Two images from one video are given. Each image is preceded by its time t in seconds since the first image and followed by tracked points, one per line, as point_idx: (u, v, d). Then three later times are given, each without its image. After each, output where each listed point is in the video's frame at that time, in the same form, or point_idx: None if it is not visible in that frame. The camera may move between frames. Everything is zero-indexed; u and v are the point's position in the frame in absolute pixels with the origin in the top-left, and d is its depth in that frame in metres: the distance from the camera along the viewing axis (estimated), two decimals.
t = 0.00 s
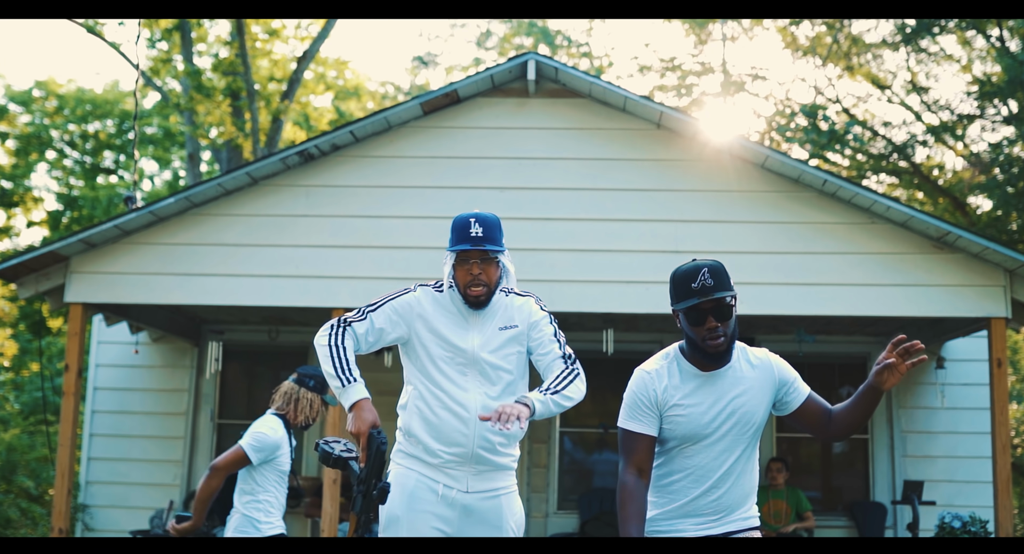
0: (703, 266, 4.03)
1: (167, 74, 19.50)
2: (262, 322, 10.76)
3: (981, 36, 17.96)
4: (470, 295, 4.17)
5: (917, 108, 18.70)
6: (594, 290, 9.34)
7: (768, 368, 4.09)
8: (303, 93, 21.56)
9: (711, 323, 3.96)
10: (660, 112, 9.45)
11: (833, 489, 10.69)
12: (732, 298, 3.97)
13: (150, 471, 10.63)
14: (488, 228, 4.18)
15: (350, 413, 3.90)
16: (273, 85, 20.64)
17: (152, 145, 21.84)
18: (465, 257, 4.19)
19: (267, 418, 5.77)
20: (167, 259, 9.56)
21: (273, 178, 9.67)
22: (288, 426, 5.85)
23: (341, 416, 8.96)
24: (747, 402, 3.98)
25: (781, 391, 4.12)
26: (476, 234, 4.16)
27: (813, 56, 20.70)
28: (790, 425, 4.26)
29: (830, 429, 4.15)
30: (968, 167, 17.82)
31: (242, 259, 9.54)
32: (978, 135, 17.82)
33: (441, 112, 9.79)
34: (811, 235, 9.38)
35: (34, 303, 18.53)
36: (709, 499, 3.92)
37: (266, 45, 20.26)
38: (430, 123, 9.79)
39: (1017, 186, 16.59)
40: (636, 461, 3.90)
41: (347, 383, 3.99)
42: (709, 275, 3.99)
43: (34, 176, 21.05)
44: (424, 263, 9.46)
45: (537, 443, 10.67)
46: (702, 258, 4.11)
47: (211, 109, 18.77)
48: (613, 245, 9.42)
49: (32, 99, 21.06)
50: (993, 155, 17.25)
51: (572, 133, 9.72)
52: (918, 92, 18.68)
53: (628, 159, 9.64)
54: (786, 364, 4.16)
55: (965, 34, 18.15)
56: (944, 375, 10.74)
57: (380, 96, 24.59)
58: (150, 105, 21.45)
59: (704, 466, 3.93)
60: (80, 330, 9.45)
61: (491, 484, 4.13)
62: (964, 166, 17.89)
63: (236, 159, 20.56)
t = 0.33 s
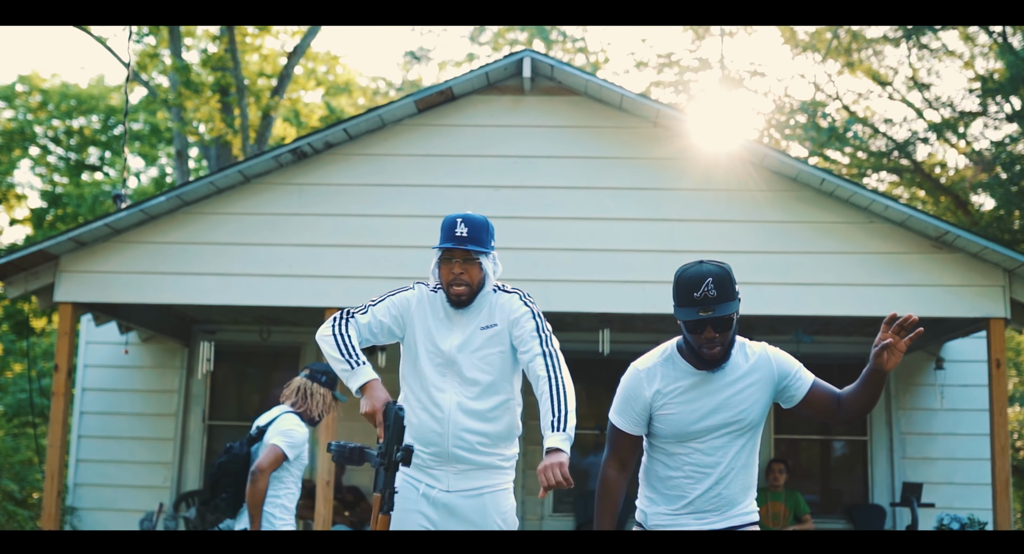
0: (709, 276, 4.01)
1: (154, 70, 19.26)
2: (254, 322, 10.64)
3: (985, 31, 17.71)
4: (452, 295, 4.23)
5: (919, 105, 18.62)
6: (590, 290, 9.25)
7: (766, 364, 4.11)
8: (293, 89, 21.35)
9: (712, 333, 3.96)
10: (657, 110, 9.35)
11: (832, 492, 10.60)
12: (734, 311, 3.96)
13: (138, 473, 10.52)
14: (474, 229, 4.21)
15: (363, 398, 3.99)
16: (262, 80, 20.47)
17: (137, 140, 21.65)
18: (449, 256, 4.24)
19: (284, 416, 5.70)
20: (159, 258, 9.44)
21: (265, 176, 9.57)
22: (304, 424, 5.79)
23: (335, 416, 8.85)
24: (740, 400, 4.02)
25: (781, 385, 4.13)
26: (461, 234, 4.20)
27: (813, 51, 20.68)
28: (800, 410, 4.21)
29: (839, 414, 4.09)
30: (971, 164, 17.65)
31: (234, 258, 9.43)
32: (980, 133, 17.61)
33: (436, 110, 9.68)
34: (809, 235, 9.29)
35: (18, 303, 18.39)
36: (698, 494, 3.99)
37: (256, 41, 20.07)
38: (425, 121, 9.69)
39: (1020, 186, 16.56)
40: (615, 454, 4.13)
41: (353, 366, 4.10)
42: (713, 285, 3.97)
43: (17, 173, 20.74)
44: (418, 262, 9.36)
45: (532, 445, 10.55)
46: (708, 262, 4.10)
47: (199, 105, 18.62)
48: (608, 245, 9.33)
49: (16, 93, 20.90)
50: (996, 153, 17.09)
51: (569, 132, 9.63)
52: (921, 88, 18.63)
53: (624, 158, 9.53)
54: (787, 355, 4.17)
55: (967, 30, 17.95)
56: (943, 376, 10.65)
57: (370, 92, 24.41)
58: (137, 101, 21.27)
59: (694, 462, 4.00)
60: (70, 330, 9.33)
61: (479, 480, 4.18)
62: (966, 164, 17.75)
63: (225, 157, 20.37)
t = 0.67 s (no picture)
0: (712, 279, 4.00)
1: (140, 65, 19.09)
2: (245, 322, 10.54)
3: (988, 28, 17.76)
4: (434, 295, 4.37)
5: (921, 102, 18.57)
6: (586, 289, 9.15)
7: (757, 361, 4.11)
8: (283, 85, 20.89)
9: (703, 335, 3.99)
10: (654, 108, 9.26)
11: (831, 494, 10.53)
12: (729, 319, 3.96)
13: (126, 476, 10.41)
14: (456, 232, 4.33)
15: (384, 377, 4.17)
16: (253, 76, 20.31)
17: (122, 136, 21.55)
18: (432, 257, 4.37)
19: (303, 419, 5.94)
20: (150, 256, 9.33)
21: (257, 173, 9.46)
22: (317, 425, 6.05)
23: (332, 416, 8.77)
24: (721, 392, 4.05)
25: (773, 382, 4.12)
26: (442, 237, 4.33)
27: (813, 47, 20.55)
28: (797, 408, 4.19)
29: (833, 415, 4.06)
30: (973, 162, 17.68)
31: (226, 257, 9.31)
32: (983, 130, 17.60)
33: (431, 107, 9.58)
34: (808, 234, 9.20)
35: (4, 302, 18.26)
36: (672, 481, 4.07)
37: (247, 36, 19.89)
38: (420, 118, 9.58)
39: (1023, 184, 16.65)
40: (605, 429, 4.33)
41: (370, 354, 4.29)
42: (714, 291, 3.97)
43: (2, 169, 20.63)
44: (413, 261, 9.26)
45: (526, 446, 10.45)
46: (716, 264, 4.09)
47: (189, 101, 18.52)
48: (604, 244, 9.23)
49: None
50: (999, 150, 17.18)
51: (565, 129, 9.53)
52: (923, 86, 18.58)
53: (620, 156, 9.43)
54: (782, 351, 4.15)
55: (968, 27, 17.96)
56: (943, 377, 10.58)
57: (362, 87, 24.25)
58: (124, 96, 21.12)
59: (671, 450, 4.08)
60: (60, 329, 9.21)
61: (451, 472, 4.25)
62: (969, 162, 17.77)
63: (215, 153, 20.24)
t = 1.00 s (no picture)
0: (712, 298, 4.14)
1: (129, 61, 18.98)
2: (237, 321, 10.45)
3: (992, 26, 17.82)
4: (422, 301, 4.60)
5: (924, 99, 18.90)
6: (583, 288, 9.07)
7: (742, 382, 4.25)
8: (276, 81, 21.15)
9: (697, 350, 4.17)
10: (653, 106, 9.16)
11: (831, 497, 10.48)
12: (723, 338, 4.11)
13: (117, 477, 10.33)
14: (440, 241, 4.52)
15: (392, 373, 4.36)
16: (243, 70, 20.28)
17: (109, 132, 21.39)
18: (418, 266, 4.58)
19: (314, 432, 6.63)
20: (143, 255, 9.22)
21: (251, 171, 9.35)
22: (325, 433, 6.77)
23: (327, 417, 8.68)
24: (699, 411, 4.27)
25: (757, 404, 4.25)
26: (428, 246, 4.52)
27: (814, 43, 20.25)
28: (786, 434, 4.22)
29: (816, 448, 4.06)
30: (976, 161, 17.70)
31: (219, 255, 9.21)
32: (986, 127, 17.74)
33: (427, 104, 9.48)
34: (807, 233, 9.11)
35: None
36: (650, 484, 4.41)
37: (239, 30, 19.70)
38: (415, 115, 9.48)
39: None
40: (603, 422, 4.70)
41: (377, 352, 4.48)
42: (713, 310, 4.11)
43: None
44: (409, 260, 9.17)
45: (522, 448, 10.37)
46: (719, 281, 4.22)
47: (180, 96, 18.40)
48: (602, 243, 9.15)
49: None
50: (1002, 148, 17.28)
51: (562, 127, 9.44)
52: (925, 82, 18.87)
53: (617, 154, 9.34)
54: (775, 377, 4.25)
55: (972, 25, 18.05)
56: (943, 378, 10.49)
57: (354, 83, 24.02)
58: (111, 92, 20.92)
59: (651, 456, 4.40)
60: (52, 329, 9.10)
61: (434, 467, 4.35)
62: (972, 160, 17.78)
63: (205, 150, 20.16)
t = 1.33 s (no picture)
0: (709, 314, 4.12)
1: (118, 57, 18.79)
2: (231, 321, 10.36)
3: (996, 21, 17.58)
4: (419, 305, 4.59)
5: (927, 96, 18.55)
6: (581, 287, 8.98)
7: (733, 391, 4.28)
8: (269, 77, 20.80)
9: (690, 366, 4.18)
10: (652, 103, 9.07)
11: (832, 499, 10.40)
12: (716, 355, 4.12)
13: (109, 479, 10.25)
14: (444, 252, 4.49)
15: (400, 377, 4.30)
16: (235, 66, 20.19)
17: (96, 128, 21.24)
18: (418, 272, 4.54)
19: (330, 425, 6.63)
20: (137, 253, 9.12)
21: (246, 169, 9.26)
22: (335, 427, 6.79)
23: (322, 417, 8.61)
24: (687, 415, 4.31)
25: (742, 417, 4.28)
26: (431, 256, 4.48)
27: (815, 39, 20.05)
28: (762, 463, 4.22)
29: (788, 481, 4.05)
30: (980, 158, 17.51)
31: (214, 254, 9.12)
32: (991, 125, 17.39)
33: (424, 101, 9.39)
34: (807, 232, 9.03)
35: None
36: (634, 477, 4.48)
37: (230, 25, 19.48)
38: (412, 113, 9.39)
39: None
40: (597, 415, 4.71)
41: (385, 352, 4.37)
42: (709, 326, 4.10)
43: None
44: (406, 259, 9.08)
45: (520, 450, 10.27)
46: (718, 295, 4.20)
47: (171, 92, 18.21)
48: (600, 241, 9.05)
49: None
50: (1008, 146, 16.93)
51: (560, 125, 9.34)
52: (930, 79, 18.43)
53: (616, 152, 9.25)
54: (765, 391, 4.27)
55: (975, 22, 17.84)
56: (944, 378, 10.39)
57: (347, 78, 23.76)
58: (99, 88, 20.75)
59: (638, 451, 4.46)
60: (45, 328, 9.01)
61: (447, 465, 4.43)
62: (976, 158, 17.59)
63: (196, 147, 19.99)
